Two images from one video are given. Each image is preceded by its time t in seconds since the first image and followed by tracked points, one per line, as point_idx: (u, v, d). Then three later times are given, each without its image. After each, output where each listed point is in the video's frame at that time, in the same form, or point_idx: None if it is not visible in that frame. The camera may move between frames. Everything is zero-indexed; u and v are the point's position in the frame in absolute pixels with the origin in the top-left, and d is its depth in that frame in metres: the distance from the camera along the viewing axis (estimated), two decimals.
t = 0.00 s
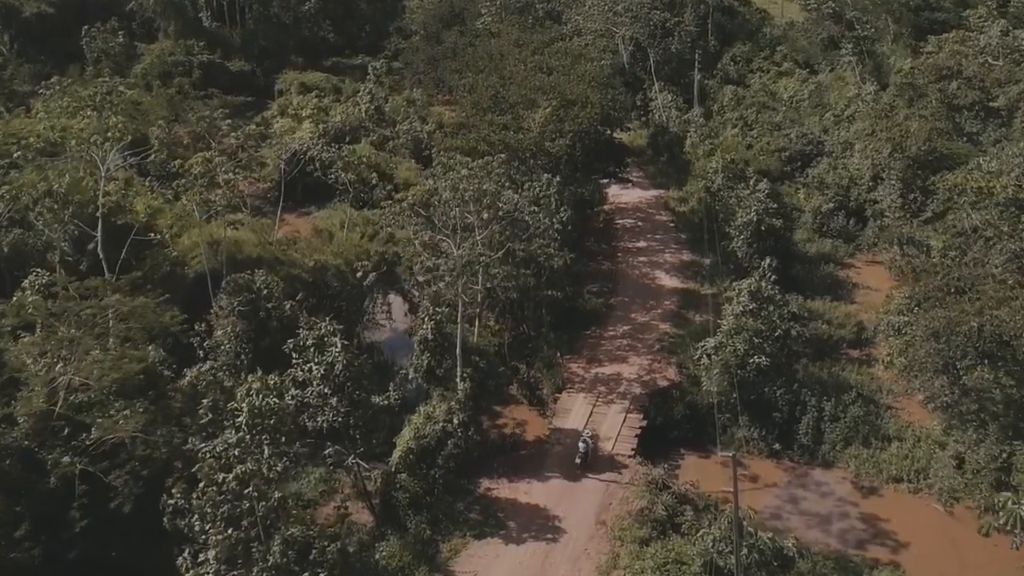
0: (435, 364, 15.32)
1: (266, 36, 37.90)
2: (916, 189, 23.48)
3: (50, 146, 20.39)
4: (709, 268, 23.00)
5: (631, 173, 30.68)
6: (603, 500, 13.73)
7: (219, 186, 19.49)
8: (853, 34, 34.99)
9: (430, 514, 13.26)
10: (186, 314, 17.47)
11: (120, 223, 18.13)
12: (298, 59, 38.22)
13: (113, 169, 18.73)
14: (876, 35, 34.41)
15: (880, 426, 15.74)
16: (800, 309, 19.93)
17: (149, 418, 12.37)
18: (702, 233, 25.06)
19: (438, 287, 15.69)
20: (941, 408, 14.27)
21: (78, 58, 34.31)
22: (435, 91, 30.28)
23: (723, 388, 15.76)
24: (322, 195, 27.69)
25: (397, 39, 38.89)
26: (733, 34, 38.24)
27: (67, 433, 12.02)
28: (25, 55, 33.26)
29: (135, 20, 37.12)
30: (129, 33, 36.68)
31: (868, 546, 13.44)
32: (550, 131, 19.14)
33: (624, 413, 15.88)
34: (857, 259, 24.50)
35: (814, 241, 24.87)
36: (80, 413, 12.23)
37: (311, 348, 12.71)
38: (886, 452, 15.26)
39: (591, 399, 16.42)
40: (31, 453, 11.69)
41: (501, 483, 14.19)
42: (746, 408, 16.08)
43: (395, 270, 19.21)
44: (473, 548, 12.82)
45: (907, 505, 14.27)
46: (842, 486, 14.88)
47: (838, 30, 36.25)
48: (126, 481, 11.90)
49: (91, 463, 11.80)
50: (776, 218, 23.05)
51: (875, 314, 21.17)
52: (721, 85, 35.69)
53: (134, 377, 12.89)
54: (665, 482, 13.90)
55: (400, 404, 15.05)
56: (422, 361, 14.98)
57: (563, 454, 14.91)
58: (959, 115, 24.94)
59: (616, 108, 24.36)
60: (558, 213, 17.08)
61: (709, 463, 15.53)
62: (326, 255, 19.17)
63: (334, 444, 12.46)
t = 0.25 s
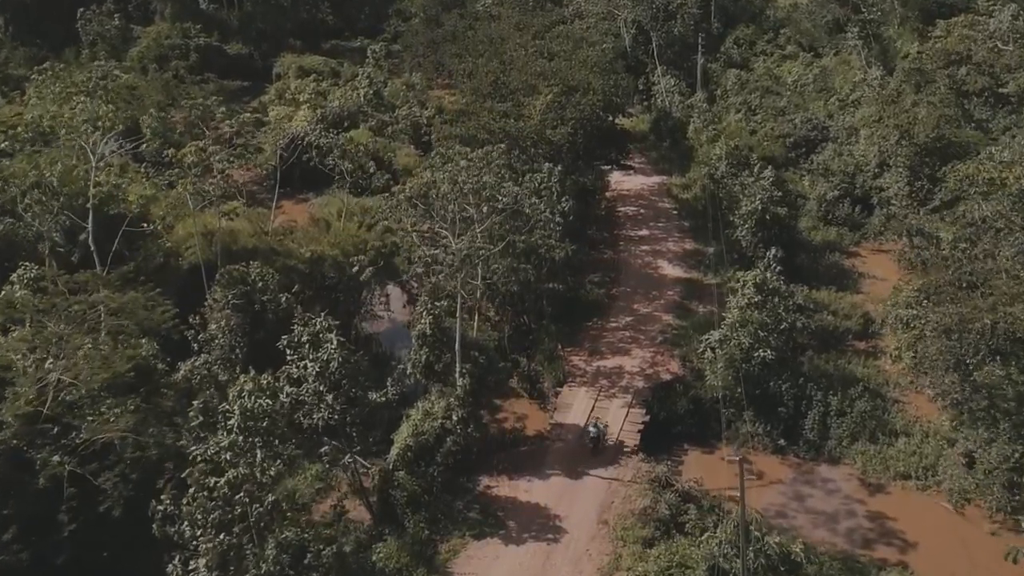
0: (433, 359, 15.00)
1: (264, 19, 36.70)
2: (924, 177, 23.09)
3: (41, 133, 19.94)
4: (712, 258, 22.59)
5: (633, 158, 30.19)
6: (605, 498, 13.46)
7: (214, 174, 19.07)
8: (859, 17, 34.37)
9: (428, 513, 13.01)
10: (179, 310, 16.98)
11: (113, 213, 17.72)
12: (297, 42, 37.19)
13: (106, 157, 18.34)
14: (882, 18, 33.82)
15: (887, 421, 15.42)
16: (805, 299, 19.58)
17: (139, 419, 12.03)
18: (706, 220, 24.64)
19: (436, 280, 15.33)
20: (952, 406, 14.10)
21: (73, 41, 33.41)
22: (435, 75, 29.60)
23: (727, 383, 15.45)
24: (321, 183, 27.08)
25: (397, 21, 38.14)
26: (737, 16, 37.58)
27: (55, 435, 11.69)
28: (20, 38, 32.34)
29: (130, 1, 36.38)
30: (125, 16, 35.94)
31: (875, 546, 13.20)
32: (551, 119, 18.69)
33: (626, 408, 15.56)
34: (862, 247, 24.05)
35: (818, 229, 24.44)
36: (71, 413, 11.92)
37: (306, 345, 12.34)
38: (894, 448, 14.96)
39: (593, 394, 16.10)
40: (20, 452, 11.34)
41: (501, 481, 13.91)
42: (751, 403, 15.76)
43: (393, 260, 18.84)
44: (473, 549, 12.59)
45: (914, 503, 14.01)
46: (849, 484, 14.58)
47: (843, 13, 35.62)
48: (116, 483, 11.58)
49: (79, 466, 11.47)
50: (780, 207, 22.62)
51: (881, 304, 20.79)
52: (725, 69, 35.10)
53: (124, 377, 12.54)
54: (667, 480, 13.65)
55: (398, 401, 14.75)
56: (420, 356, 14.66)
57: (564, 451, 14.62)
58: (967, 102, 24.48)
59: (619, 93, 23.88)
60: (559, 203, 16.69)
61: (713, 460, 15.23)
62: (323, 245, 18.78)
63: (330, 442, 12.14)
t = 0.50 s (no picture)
0: (432, 355, 14.69)
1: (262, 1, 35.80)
2: (931, 165, 22.74)
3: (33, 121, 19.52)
4: (716, 247, 22.20)
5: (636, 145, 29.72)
6: (606, 498, 13.20)
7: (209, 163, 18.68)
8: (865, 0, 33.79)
9: (427, 513, 12.75)
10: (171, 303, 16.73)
11: (105, 203, 17.34)
12: (295, 26, 36.37)
13: (98, 146, 17.95)
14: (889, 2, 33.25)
15: (894, 416, 15.11)
16: (811, 290, 19.24)
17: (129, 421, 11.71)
18: (709, 207, 24.25)
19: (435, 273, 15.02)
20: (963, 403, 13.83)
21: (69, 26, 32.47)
22: (434, 60, 29.04)
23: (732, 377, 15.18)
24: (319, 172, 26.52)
25: (397, 2, 37.43)
26: None
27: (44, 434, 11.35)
28: (14, 22, 31.31)
29: None
30: None
31: (883, 547, 12.97)
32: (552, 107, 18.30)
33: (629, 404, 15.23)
34: (868, 236, 23.56)
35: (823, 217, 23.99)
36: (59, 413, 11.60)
37: (300, 342, 11.99)
38: (901, 445, 14.67)
39: (595, 388, 15.79)
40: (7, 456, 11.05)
41: (501, 480, 13.63)
42: (756, 398, 15.45)
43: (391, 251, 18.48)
44: (472, 550, 12.35)
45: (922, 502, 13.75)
46: (855, 482, 14.31)
47: None
48: (106, 488, 11.27)
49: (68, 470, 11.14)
50: (786, 196, 22.24)
51: (887, 295, 20.39)
52: (729, 53, 34.52)
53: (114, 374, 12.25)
54: (671, 479, 13.36)
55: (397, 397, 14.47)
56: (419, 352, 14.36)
57: (565, 449, 14.32)
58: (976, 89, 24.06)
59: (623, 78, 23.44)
60: (561, 194, 16.33)
61: (717, 456, 14.94)
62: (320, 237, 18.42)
63: (326, 442, 11.86)
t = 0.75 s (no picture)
0: (430, 352, 14.36)
1: None
2: (938, 154, 22.40)
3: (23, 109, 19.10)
4: (720, 237, 21.82)
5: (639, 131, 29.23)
6: (609, 499, 12.93)
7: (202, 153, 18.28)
8: None
9: (426, 514, 12.49)
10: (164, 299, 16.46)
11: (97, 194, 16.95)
12: (293, 8, 35.64)
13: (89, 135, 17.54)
14: None
15: (903, 412, 14.78)
16: (816, 281, 18.89)
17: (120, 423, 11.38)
18: (713, 196, 23.84)
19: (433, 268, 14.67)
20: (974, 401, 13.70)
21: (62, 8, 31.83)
22: (434, 44, 28.46)
23: (737, 372, 14.90)
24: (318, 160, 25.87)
25: None
26: None
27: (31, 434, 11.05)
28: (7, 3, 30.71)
29: None
30: None
31: (890, 549, 12.73)
32: (553, 95, 17.86)
33: (632, 400, 14.90)
34: (873, 226, 22.95)
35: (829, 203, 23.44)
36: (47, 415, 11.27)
37: (294, 340, 11.64)
38: (909, 443, 14.38)
39: (598, 384, 15.45)
40: None
41: (501, 480, 13.35)
42: (762, 394, 15.11)
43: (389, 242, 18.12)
44: (473, 552, 12.11)
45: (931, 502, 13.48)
46: (863, 481, 14.02)
47: None
48: (94, 494, 10.97)
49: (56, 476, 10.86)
50: (791, 184, 21.88)
51: (895, 287, 19.99)
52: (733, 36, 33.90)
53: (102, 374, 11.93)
54: (674, 479, 13.11)
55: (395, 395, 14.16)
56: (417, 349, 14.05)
57: (566, 448, 14.02)
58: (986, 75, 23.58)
59: (625, 64, 22.98)
60: (562, 185, 15.95)
61: (722, 454, 14.62)
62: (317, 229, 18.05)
63: (321, 444, 11.56)
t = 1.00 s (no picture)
0: (429, 349, 14.05)
1: None
2: (947, 142, 21.98)
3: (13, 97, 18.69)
4: (723, 227, 21.45)
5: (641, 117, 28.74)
6: (611, 500, 12.67)
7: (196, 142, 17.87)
8: None
9: (424, 516, 12.24)
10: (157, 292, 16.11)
11: (87, 185, 16.59)
12: None
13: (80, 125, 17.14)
14: None
15: (912, 409, 14.49)
16: (822, 273, 18.52)
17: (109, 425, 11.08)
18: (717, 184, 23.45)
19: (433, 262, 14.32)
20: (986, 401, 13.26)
21: None
22: (433, 28, 27.91)
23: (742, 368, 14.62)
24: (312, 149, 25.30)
25: None
26: None
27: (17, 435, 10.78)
28: None
29: None
30: None
31: (898, 551, 12.49)
32: (554, 82, 17.42)
33: (635, 397, 14.58)
34: (880, 215, 22.72)
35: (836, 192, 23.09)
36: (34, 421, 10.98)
37: (288, 340, 11.31)
38: (918, 441, 14.09)
39: (600, 380, 15.13)
40: None
41: (501, 480, 13.08)
42: (768, 391, 14.80)
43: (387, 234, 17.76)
44: (472, 555, 11.85)
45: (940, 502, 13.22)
46: (870, 480, 13.75)
47: None
48: (82, 501, 10.74)
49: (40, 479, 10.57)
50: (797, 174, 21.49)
51: (902, 278, 19.65)
52: (738, 19, 33.28)
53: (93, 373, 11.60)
54: (678, 480, 12.85)
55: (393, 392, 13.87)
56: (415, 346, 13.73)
57: (568, 446, 13.74)
58: (997, 61, 23.08)
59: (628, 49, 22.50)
60: (563, 177, 15.55)
61: (727, 452, 14.34)
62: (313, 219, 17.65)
63: (317, 446, 11.28)
